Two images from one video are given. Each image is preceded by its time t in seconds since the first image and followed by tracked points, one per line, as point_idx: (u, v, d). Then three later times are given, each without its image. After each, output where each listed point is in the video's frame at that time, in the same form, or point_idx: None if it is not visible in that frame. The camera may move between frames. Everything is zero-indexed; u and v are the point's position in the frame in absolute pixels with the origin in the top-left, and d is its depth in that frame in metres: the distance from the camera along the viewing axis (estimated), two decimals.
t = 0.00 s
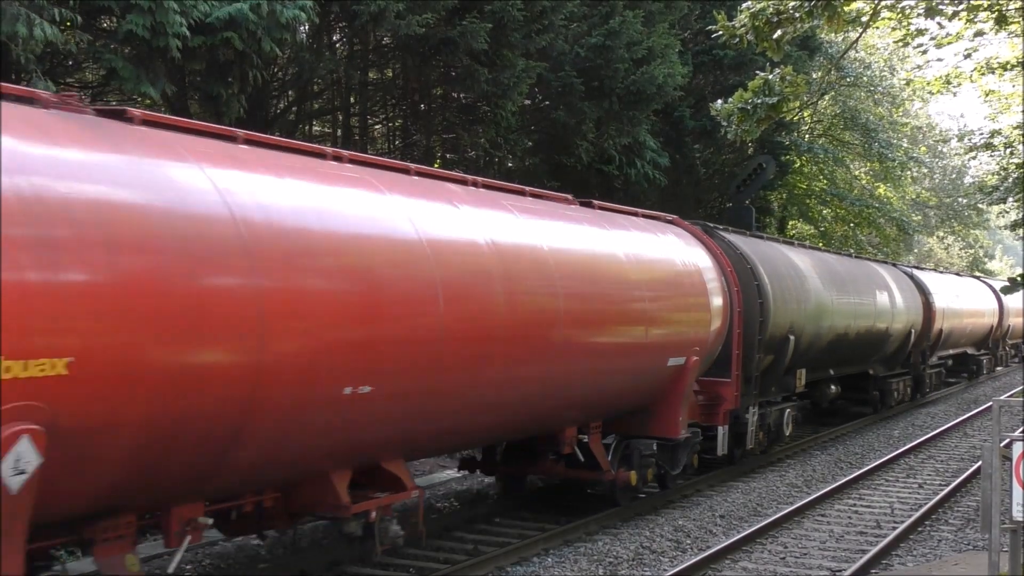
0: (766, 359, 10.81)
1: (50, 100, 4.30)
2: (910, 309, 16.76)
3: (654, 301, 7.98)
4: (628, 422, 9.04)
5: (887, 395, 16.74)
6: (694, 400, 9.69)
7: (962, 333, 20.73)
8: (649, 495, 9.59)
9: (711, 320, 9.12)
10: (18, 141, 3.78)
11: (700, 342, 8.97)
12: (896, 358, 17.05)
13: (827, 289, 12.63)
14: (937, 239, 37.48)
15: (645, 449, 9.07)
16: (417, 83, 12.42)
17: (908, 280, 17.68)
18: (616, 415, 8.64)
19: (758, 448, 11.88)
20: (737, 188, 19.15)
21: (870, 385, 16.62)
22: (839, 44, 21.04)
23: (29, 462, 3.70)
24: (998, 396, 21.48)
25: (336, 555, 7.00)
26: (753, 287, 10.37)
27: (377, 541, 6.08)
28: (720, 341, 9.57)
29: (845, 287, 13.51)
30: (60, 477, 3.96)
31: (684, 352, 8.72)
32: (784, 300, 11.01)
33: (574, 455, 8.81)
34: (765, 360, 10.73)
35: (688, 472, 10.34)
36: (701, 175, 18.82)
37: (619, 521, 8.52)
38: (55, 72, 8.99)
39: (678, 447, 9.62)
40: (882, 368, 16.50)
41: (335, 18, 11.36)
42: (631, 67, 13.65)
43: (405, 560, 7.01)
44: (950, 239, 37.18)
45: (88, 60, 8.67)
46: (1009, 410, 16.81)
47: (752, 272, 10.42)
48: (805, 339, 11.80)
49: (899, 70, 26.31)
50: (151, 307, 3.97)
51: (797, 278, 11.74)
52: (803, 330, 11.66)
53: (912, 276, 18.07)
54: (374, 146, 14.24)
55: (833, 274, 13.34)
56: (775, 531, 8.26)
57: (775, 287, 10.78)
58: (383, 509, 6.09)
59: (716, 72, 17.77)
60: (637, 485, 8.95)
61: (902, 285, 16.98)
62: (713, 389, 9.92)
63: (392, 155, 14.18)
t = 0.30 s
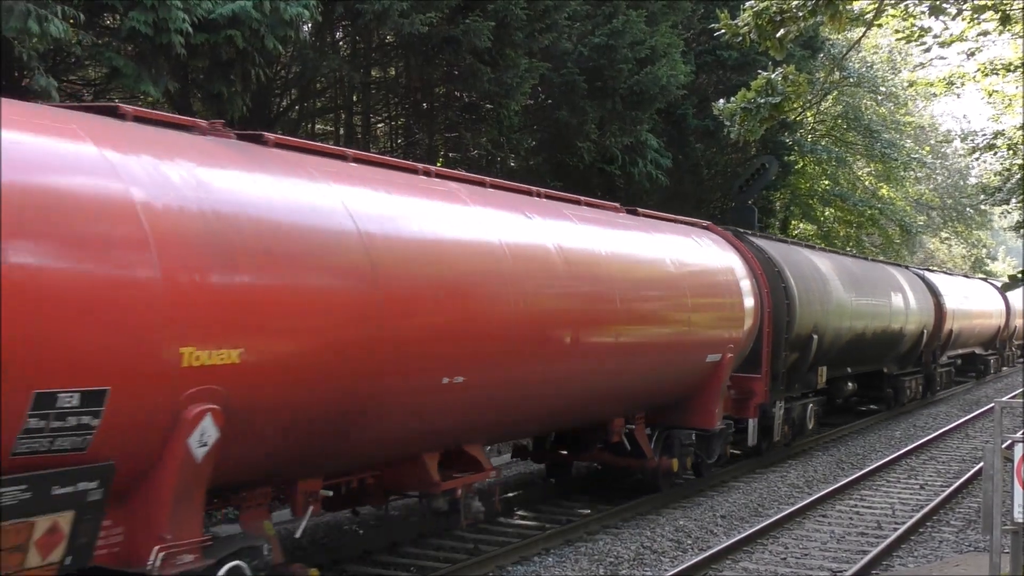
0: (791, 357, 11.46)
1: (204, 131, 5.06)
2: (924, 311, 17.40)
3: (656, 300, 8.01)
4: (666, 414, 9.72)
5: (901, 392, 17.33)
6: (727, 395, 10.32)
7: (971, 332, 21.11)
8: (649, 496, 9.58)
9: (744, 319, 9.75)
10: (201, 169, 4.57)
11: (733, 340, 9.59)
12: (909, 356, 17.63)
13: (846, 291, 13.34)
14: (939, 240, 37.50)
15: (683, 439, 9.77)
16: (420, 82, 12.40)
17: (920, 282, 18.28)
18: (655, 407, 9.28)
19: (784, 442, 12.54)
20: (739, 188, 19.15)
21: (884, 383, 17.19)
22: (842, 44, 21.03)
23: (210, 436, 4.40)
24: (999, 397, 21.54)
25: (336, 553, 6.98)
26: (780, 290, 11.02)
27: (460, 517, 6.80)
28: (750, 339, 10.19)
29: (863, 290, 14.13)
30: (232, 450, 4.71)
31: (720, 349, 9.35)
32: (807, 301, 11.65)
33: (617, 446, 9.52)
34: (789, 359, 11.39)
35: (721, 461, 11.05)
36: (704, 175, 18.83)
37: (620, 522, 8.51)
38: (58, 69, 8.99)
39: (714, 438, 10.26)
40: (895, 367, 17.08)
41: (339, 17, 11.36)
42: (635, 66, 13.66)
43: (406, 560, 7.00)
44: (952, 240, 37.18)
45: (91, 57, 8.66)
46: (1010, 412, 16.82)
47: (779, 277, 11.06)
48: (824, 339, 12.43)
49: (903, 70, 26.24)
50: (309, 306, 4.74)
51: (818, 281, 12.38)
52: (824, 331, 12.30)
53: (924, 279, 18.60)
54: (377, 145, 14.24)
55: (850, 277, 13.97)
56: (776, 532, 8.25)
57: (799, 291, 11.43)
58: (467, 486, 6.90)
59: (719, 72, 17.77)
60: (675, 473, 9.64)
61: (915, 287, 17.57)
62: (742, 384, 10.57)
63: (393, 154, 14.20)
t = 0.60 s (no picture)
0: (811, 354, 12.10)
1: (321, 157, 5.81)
2: (935, 311, 17.84)
3: (651, 300, 8.02)
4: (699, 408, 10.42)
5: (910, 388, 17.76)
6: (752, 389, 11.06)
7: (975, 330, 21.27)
8: (648, 495, 9.57)
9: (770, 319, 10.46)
10: (327, 190, 5.33)
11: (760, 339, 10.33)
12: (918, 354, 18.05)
13: (862, 291, 13.86)
14: (939, 240, 37.52)
15: (716, 429, 10.42)
16: (420, 81, 12.39)
17: (930, 282, 18.68)
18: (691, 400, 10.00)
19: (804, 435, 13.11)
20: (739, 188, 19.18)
21: (894, 380, 17.63)
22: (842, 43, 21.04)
23: (340, 419, 5.10)
24: (998, 397, 21.58)
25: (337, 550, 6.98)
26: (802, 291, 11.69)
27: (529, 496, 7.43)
28: (774, 339, 10.90)
29: (879, 291, 14.68)
30: (351, 434, 5.42)
31: (748, 347, 10.09)
32: (826, 302, 12.28)
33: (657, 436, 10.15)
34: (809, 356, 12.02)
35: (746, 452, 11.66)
36: (704, 173, 18.87)
37: (620, 521, 8.50)
38: (58, 67, 8.99)
39: (744, 429, 10.92)
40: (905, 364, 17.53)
41: (338, 15, 11.36)
42: (635, 65, 13.69)
43: (406, 560, 6.99)
44: (952, 239, 37.20)
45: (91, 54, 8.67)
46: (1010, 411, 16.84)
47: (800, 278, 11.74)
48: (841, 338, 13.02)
49: (903, 69, 26.23)
50: (416, 308, 5.49)
51: (837, 283, 12.99)
52: (841, 331, 12.88)
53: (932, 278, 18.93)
54: (377, 143, 14.26)
55: (866, 279, 14.48)
56: (775, 531, 8.26)
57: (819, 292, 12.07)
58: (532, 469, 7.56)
59: (719, 71, 17.80)
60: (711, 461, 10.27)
61: (925, 288, 17.96)
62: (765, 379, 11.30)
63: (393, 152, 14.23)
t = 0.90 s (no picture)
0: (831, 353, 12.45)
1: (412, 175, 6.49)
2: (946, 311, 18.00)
3: (654, 301, 7.99)
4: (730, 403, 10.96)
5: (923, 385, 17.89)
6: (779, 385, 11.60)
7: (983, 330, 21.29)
8: (650, 495, 9.57)
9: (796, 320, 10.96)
10: (427, 207, 6.04)
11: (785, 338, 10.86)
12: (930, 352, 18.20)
13: (879, 292, 14.07)
14: (941, 240, 37.47)
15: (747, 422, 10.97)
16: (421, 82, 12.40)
17: (941, 283, 18.81)
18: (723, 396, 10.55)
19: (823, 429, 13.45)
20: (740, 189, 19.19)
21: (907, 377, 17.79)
22: (843, 44, 21.05)
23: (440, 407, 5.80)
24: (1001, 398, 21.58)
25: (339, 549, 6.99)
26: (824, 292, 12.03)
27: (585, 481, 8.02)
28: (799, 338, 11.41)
29: (896, 292, 14.92)
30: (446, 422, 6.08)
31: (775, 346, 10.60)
32: (846, 303, 12.62)
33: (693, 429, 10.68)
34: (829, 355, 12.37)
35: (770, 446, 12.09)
36: (706, 174, 18.88)
37: (622, 522, 8.50)
38: (59, 68, 9.00)
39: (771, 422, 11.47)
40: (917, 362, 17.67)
41: (339, 16, 11.37)
42: (636, 65, 13.70)
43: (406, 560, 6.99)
44: (953, 240, 37.16)
45: (92, 54, 8.68)
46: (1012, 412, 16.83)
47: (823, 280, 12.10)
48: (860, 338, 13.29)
49: (904, 69, 26.21)
50: (499, 309, 6.17)
51: (856, 285, 13.30)
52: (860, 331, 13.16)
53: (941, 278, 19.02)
54: (379, 144, 14.27)
55: (883, 280, 14.74)
56: (777, 532, 8.26)
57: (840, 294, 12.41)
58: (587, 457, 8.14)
59: (720, 72, 17.81)
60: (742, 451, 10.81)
61: (936, 287, 18.11)
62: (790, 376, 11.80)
63: (395, 153, 14.24)
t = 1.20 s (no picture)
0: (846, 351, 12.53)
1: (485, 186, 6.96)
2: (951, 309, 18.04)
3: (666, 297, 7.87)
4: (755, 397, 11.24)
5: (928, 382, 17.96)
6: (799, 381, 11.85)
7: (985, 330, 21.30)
8: (649, 494, 9.57)
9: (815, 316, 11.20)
10: (503, 216, 6.51)
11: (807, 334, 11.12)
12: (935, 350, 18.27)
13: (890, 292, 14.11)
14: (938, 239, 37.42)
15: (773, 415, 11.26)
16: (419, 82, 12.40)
17: (945, 281, 18.86)
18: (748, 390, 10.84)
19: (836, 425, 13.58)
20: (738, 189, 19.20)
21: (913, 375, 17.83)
22: (840, 43, 21.03)
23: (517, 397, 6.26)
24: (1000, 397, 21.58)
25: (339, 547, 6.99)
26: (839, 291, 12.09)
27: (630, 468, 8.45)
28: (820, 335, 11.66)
29: (904, 291, 14.97)
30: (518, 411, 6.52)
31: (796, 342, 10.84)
32: (860, 302, 12.69)
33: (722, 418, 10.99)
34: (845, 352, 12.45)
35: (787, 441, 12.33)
36: (704, 174, 18.89)
37: (622, 522, 8.50)
38: (56, 68, 8.98)
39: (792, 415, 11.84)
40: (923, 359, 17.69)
41: (337, 16, 11.37)
42: (635, 64, 13.72)
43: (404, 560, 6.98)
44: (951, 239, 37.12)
45: (90, 55, 8.66)
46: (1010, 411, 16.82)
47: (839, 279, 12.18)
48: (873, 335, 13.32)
49: (900, 68, 26.21)
50: (572, 307, 6.65)
51: (869, 283, 13.35)
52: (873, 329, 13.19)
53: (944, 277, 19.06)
54: (376, 144, 14.25)
55: (893, 279, 14.80)
56: (775, 531, 8.27)
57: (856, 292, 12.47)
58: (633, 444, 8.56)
59: (718, 71, 17.80)
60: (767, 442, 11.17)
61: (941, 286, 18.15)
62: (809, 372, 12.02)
63: (393, 153, 14.23)
